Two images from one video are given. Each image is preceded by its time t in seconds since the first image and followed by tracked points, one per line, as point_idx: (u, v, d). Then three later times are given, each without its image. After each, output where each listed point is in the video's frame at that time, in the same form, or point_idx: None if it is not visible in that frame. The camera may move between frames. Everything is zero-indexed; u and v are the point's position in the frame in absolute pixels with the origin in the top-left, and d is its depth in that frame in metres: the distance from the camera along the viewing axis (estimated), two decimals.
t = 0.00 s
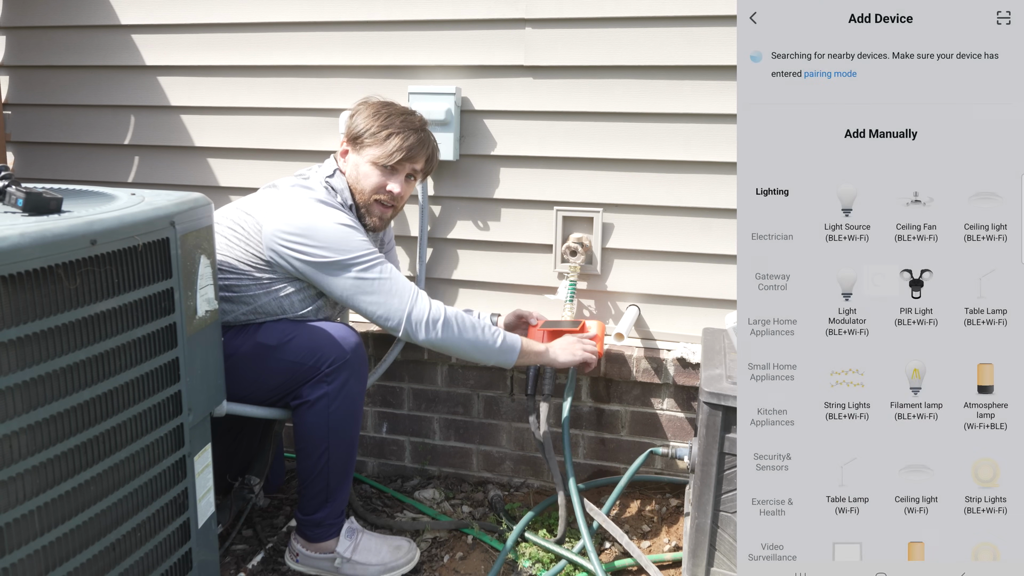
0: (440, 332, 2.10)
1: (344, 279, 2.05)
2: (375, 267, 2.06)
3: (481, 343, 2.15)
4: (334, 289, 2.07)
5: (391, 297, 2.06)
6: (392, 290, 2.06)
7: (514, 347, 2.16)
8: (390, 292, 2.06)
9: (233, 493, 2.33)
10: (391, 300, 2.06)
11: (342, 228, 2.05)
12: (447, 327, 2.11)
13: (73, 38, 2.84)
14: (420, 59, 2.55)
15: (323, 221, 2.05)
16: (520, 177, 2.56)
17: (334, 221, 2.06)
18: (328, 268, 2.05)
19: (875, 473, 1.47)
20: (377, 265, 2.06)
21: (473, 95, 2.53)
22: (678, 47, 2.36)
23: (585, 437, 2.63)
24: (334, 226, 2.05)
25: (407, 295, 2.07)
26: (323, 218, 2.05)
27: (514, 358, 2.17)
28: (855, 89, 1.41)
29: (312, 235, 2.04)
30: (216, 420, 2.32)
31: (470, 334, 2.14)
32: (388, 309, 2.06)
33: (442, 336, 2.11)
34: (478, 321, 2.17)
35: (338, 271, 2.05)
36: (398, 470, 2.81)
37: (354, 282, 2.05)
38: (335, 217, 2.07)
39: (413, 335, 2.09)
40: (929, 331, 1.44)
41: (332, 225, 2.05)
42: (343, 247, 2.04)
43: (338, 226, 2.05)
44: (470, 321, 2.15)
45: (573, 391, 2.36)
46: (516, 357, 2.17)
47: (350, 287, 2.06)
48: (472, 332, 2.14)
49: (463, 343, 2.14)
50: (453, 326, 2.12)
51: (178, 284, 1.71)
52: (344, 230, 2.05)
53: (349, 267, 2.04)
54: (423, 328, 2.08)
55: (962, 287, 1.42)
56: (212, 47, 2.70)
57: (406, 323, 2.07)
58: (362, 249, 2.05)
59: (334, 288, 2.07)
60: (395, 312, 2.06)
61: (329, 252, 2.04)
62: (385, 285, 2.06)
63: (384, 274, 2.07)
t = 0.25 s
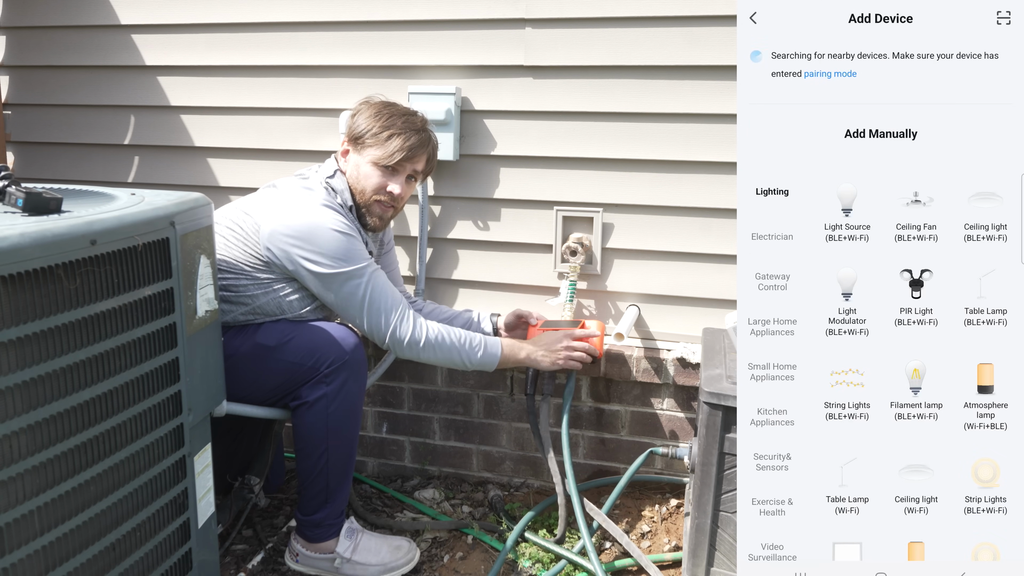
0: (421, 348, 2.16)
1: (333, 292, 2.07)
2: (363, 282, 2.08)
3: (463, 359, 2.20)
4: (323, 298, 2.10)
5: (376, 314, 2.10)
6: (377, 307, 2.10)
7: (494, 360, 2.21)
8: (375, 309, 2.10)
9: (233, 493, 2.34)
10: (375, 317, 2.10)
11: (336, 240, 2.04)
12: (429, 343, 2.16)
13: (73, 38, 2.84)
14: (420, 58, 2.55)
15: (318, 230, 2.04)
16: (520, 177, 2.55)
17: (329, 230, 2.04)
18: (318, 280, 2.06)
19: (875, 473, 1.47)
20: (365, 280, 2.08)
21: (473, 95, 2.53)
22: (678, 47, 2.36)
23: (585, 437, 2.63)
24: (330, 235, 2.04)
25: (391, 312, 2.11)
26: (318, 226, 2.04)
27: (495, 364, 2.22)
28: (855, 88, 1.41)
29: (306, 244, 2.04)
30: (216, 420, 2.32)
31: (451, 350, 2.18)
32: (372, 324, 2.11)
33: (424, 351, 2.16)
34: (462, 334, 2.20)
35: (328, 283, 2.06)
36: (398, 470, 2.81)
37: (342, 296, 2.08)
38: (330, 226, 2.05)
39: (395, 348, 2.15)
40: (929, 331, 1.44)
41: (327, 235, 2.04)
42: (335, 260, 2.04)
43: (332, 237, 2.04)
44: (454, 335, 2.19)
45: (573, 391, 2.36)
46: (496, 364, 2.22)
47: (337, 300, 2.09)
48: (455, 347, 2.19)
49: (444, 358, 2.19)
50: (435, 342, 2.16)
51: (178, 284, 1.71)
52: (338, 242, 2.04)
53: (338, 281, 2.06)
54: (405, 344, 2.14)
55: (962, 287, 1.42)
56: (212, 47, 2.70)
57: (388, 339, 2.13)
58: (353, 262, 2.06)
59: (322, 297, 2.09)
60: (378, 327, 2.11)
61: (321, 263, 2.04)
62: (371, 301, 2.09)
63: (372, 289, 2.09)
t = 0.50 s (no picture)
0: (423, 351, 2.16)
1: (334, 295, 2.07)
2: (365, 285, 2.08)
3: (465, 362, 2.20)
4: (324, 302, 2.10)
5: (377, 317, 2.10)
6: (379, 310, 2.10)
7: (495, 364, 2.22)
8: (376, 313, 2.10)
9: (233, 493, 2.33)
10: (376, 321, 2.11)
11: (337, 243, 2.04)
12: (431, 347, 2.16)
13: (73, 38, 2.84)
14: (420, 58, 2.55)
15: (319, 234, 2.04)
16: (520, 177, 2.55)
17: (330, 234, 2.04)
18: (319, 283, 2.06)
19: (875, 473, 1.47)
20: (366, 283, 2.08)
21: (473, 95, 2.53)
22: (678, 47, 2.36)
23: (585, 437, 2.63)
24: (331, 239, 2.04)
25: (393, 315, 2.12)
26: (319, 230, 2.04)
27: (495, 367, 2.23)
28: (855, 88, 1.41)
29: (307, 247, 2.04)
30: (216, 420, 2.32)
31: (453, 353, 2.19)
32: (373, 328, 2.11)
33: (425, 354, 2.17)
34: (464, 337, 2.20)
35: (329, 287, 2.06)
36: (398, 470, 2.81)
37: (343, 299, 2.08)
38: (331, 229, 2.05)
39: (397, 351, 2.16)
40: (929, 331, 1.43)
41: (328, 238, 2.04)
42: (336, 263, 2.04)
43: (332, 241, 2.04)
44: (455, 338, 2.19)
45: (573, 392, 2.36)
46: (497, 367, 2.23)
47: (338, 304, 2.09)
48: (456, 350, 2.19)
49: (446, 361, 2.20)
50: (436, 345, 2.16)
51: (178, 284, 1.71)
52: (338, 245, 2.04)
53: (339, 285, 2.06)
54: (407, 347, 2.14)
55: (962, 287, 1.42)
56: (212, 47, 2.70)
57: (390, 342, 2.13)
58: (354, 266, 2.06)
59: (323, 298, 2.09)
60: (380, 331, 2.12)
61: (322, 267, 2.04)
62: (373, 304, 2.09)
63: (373, 293, 2.09)
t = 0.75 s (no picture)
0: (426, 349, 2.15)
1: (336, 294, 2.07)
2: (367, 282, 2.08)
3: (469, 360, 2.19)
4: (326, 301, 2.09)
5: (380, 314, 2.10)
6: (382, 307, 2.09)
7: (500, 363, 2.20)
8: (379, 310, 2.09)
9: (233, 493, 2.33)
10: (379, 318, 2.10)
11: (338, 241, 2.04)
12: (435, 344, 2.15)
13: (73, 38, 2.84)
14: (420, 58, 2.55)
15: (319, 232, 2.04)
16: (520, 177, 2.55)
17: (331, 231, 2.04)
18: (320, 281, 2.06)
19: (875, 473, 1.47)
20: (369, 280, 2.08)
21: (473, 95, 2.53)
22: (678, 47, 2.36)
23: (585, 437, 2.63)
24: (331, 237, 2.04)
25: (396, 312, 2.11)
26: (319, 228, 2.04)
27: (500, 368, 2.21)
28: (855, 88, 1.41)
29: (307, 245, 2.04)
30: (216, 420, 2.32)
31: (457, 351, 2.18)
32: (376, 325, 2.10)
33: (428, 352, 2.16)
34: (467, 335, 2.20)
35: (330, 285, 2.06)
36: (398, 470, 2.81)
37: (345, 297, 2.07)
38: (332, 227, 2.05)
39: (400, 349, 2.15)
40: (929, 331, 1.43)
41: (329, 236, 2.04)
42: (337, 261, 2.04)
43: (333, 238, 2.04)
44: (459, 335, 2.19)
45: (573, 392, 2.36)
46: (502, 369, 2.21)
47: (341, 302, 2.08)
48: (460, 348, 2.18)
49: (450, 358, 2.19)
50: (440, 342, 2.16)
51: (178, 284, 1.71)
52: (339, 243, 2.04)
53: (341, 282, 2.06)
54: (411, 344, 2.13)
55: (962, 287, 1.42)
56: (212, 47, 2.70)
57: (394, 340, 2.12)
58: (355, 264, 2.06)
59: (324, 297, 2.09)
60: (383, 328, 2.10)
61: (323, 265, 2.04)
62: (375, 301, 2.09)
63: (375, 290, 2.09)
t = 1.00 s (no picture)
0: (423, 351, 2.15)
1: (335, 295, 2.07)
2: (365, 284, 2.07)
3: (466, 362, 2.18)
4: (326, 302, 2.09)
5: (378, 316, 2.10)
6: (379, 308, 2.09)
7: (499, 367, 2.19)
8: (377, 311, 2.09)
9: (233, 493, 2.33)
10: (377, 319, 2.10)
11: (337, 242, 2.04)
12: (434, 347, 2.15)
13: (73, 38, 2.84)
14: (420, 58, 2.55)
15: (319, 234, 2.04)
16: (520, 177, 2.56)
17: (330, 233, 2.04)
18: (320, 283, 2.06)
19: (875, 473, 1.47)
20: (368, 282, 2.08)
21: (473, 95, 2.53)
22: (678, 47, 2.36)
23: (585, 437, 2.63)
24: (330, 239, 2.04)
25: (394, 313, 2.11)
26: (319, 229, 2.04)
27: (498, 372, 2.21)
28: (855, 88, 1.41)
29: (307, 247, 2.04)
30: (216, 420, 2.32)
31: (456, 353, 2.17)
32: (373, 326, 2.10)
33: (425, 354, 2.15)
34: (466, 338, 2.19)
35: (330, 286, 2.06)
36: (398, 470, 2.81)
37: (345, 299, 2.07)
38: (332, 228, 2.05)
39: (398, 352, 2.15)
40: (929, 331, 1.43)
41: (328, 237, 2.04)
42: (336, 263, 2.04)
43: (333, 240, 2.04)
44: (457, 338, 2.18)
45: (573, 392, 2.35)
46: (501, 371, 2.21)
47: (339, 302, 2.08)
48: (458, 351, 2.18)
49: (448, 361, 2.18)
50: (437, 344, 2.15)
51: (178, 284, 1.71)
52: (339, 244, 2.04)
53: (340, 283, 2.06)
54: (408, 346, 2.13)
55: (962, 287, 1.42)
56: (212, 47, 2.70)
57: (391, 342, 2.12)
58: (355, 266, 2.05)
59: (324, 299, 2.09)
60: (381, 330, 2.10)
61: (322, 266, 2.04)
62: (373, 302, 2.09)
63: (374, 291, 2.09)
